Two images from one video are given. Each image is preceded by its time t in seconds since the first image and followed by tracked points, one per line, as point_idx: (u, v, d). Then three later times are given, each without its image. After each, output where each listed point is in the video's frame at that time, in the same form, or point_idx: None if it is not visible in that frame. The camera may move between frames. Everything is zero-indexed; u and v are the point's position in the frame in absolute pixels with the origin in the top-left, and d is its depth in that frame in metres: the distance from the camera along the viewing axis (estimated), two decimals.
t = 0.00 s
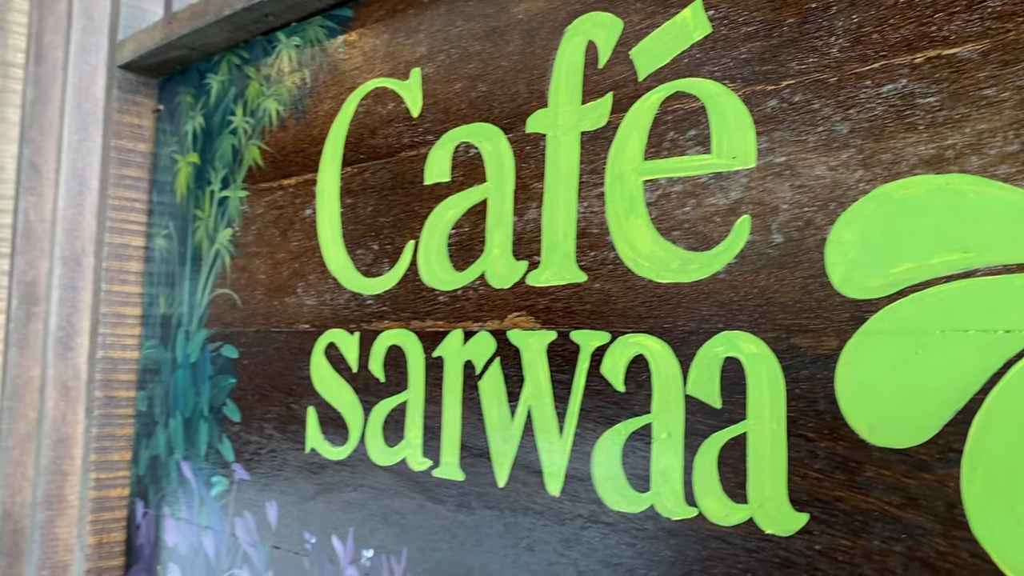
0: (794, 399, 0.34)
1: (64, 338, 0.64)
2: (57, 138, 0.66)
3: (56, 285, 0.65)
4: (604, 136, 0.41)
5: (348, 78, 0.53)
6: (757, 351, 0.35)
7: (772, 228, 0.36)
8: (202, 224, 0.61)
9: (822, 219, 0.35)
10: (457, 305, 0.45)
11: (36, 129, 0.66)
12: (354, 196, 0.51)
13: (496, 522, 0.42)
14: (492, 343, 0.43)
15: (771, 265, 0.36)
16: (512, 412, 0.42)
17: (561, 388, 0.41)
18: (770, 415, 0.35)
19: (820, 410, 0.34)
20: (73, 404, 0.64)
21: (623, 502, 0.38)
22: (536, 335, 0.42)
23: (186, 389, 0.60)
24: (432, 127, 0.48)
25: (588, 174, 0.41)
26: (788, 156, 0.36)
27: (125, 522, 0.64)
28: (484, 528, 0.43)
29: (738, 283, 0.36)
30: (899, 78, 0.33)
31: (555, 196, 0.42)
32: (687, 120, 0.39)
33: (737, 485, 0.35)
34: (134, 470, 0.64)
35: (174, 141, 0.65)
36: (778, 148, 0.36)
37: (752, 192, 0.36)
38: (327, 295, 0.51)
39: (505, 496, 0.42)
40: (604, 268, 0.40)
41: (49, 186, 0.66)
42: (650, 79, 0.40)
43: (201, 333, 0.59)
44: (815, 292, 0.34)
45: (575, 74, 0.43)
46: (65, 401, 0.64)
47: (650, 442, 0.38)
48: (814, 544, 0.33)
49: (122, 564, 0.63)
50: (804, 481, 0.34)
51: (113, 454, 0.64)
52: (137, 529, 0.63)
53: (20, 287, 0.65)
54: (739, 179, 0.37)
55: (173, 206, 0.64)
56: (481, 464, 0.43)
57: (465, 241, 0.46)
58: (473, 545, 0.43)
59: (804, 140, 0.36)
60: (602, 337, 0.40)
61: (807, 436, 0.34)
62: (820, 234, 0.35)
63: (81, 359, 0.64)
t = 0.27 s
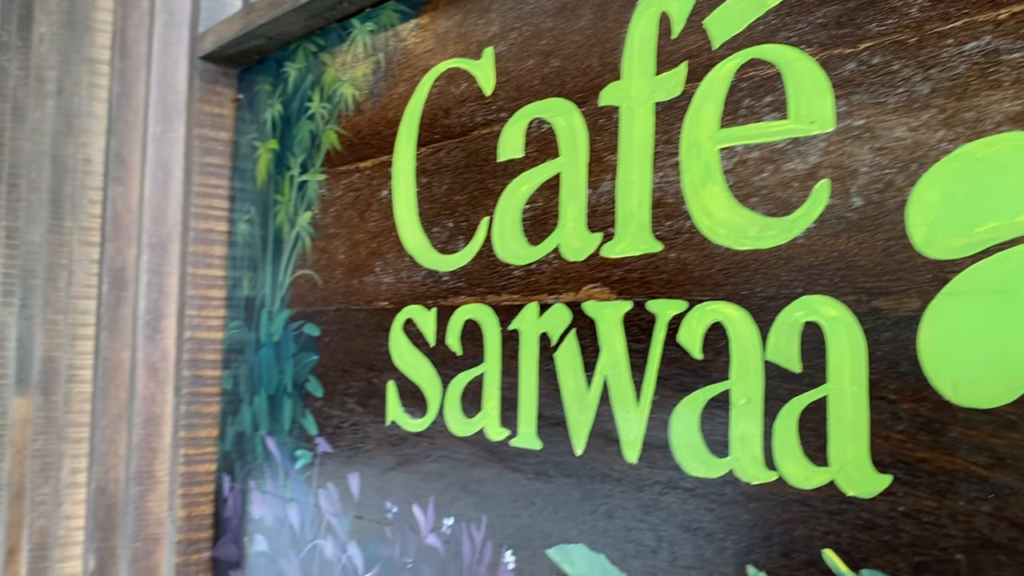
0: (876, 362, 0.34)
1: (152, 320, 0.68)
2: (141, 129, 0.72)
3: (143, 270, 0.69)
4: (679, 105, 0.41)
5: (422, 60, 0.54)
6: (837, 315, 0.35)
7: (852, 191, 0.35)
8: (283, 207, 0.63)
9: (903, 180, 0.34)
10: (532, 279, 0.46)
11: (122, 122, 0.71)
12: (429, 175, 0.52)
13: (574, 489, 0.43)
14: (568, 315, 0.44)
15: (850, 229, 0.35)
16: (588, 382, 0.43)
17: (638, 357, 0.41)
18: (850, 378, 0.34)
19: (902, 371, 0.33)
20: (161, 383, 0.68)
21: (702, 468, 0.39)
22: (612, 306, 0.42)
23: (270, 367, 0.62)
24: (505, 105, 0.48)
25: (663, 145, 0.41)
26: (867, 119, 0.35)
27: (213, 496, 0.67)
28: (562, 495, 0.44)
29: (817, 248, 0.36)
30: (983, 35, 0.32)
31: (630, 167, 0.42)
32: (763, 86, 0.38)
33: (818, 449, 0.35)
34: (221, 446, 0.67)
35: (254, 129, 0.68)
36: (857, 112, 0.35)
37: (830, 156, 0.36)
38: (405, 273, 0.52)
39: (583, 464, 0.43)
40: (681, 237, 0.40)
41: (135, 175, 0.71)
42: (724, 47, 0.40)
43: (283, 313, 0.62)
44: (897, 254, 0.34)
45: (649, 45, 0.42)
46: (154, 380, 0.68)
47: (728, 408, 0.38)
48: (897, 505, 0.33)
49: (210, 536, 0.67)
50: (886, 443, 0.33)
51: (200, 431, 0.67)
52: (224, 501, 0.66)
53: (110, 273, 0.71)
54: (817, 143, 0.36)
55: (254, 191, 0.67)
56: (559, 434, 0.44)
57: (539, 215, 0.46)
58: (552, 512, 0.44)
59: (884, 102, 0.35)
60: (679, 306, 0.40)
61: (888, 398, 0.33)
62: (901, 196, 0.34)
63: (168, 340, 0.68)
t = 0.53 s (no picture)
0: (985, 329, 0.32)
1: (252, 307, 0.72)
2: (234, 123, 0.76)
3: (242, 260, 0.72)
4: (774, 77, 0.40)
5: (508, 45, 0.54)
6: (942, 284, 0.34)
7: (956, 157, 0.34)
8: (374, 195, 0.65)
9: (1013, 143, 0.32)
10: (624, 257, 0.46)
11: (217, 117, 0.76)
12: (518, 158, 0.53)
13: (671, 465, 0.43)
14: (662, 291, 0.44)
15: (956, 196, 0.34)
16: (684, 357, 0.43)
17: (735, 332, 0.41)
18: (959, 347, 0.33)
19: (1014, 338, 0.32)
20: (261, 367, 0.71)
21: (803, 441, 0.38)
22: (707, 281, 0.42)
23: (366, 350, 0.65)
24: (594, 84, 0.48)
25: (757, 117, 0.40)
26: (972, 83, 0.33)
27: (312, 475, 0.70)
28: (659, 471, 0.44)
29: (920, 216, 0.35)
30: None
31: (724, 141, 0.42)
32: (861, 55, 0.37)
33: (923, 420, 0.34)
34: (319, 427, 0.70)
35: (344, 120, 0.70)
36: (961, 76, 0.34)
37: (933, 122, 0.34)
38: (495, 255, 0.53)
39: (679, 440, 0.43)
40: (778, 210, 0.39)
41: (230, 167, 0.75)
42: (820, 16, 0.38)
43: (377, 298, 0.64)
44: (1006, 221, 0.32)
45: (741, 16, 0.41)
46: (255, 365, 0.71)
47: (829, 381, 0.37)
48: (1010, 476, 0.32)
49: (310, 515, 0.70)
50: (999, 413, 0.32)
51: (300, 412, 0.70)
52: (323, 481, 0.69)
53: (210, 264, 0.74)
54: (919, 110, 0.35)
55: (346, 180, 0.69)
56: (655, 410, 0.44)
57: (630, 193, 0.46)
58: (650, 488, 0.44)
59: (990, 65, 0.33)
60: (777, 279, 0.39)
61: (998, 366, 0.32)
62: (1010, 160, 0.32)
63: (267, 327, 0.71)
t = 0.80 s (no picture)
0: None
1: (356, 302, 0.75)
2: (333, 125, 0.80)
3: (346, 257, 0.75)
4: (879, 60, 0.39)
5: (603, 37, 0.54)
6: None
7: None
8: (471, 191, 0.67)
9: None
10: (726, 246, 0.45)
11: (319, 120, 0.80)
12: (615, 149, 0.53)
13: (780, 453, 0.43)
14: (768, 280, 0.43)
15: None
16: (791, 345, 0.42)
17: (844, 320, 0.39)
18: None
19: None
20: (366, 359, 0.74)
21: (918, 429, 0.37)
22: (815, 268, 0.41)
23: (467, 342, 0.66)
24: (692, 73, 0.48)
25: (862, 101, 0.39)
26: None
27: (417, 464, 0.72)
28: (767, 459, 0.43)
29: None
30: None
31: (828, 126, 0.41)
32: (972, 34, 0.35)
33: None
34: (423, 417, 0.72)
35: (440, 119, 0.72)
36: None
37: None
38: (593, 246, 0.54)
39: (788, 428, 0.42)
40: (887, 194, 0.38)
41: (331, 168, 0.79)
42: None
43: (476, 291, 0.65)
44: None
45: None
46: (360, 357, 0.74)
47: (945, 367, 0.36)
48: None
49: (417, 502, 0.72)
50: None
51: (404, 404, 0.73)
52: (428, 470, 0.71)
53: (315, 261, 0.80)
54: None
55: (443, 177, 0.71)
56: (762, 399, 0.43)
57: (732, 181, 0.45)
58: (758, 477, 0.44)
59: None
60: (888, 265, 0.38)
61: None
62: None
63: (371, 322, 0.74)
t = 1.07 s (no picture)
0: None
1: (458, 301, 0.77)
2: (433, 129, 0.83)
3: (448, 259, 0.78)
4: (988, 51, 0.38)
5: (700, 36, 0.54)
6: None
7: None
8: (570, 191, 0.68)
9: None
10: (832, 241, 0.45)
11: (420, 126, 0.84)
12: (714, 147, 0.53)
13: (892, 447, 0.42)
14: (875, 274, 0.42)
15: None
16: (900, 339, 0.41)
17: (955, 314, 0.39)
18: None
19: None
20: (470, 356, 0.76)
21: None
22: (924, 262, 0.40)
23: (568, 340, 0.67)
24: (791, 70, 0.47)
25: (971, 94, 0.38)
26: None
27: (523, 458, 0.74)
28: (878, 453, 0.42)
29: None
30: None
31: (935, 121, 0.40)
32: None
33: None
34: (527, 413, 0.74)
35: (537, 122, 0.73)
36: None
37: None
38: (695, 243, 0.54)
39: (899, 422, 0.41)
40: (998, 186, 0.38)
41: (432, 172, 0.82)
42: None
43: (577, 289, 0.66)
44: None
45: None
46: (463, 354, 0.77)
47: None
48: None
49: (524, 495, 0.74)
50: None
51: (508, 399, 0.75)
52: (534, 463, 0.73)
53: (418, 262, 0.83)
54: None
55: (541, 178, 0.72)
56: (871, 393, 0.43)
57: (836, 176, 0.45)
58: (869, 471, 0.43)
59: None
60: (1000, 258, 0.37)
61: None
62: None
63: (474, 320, 0.76)
